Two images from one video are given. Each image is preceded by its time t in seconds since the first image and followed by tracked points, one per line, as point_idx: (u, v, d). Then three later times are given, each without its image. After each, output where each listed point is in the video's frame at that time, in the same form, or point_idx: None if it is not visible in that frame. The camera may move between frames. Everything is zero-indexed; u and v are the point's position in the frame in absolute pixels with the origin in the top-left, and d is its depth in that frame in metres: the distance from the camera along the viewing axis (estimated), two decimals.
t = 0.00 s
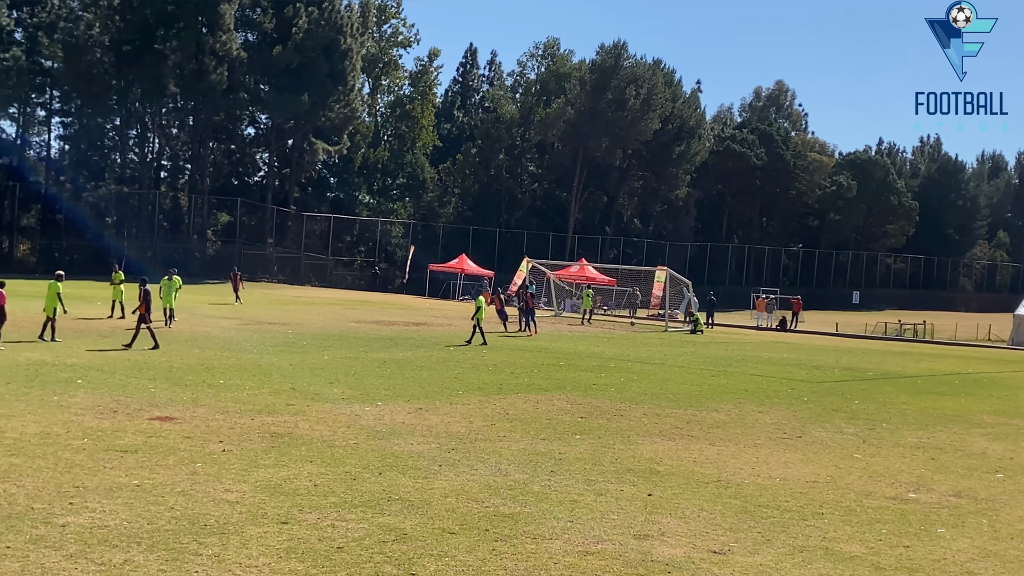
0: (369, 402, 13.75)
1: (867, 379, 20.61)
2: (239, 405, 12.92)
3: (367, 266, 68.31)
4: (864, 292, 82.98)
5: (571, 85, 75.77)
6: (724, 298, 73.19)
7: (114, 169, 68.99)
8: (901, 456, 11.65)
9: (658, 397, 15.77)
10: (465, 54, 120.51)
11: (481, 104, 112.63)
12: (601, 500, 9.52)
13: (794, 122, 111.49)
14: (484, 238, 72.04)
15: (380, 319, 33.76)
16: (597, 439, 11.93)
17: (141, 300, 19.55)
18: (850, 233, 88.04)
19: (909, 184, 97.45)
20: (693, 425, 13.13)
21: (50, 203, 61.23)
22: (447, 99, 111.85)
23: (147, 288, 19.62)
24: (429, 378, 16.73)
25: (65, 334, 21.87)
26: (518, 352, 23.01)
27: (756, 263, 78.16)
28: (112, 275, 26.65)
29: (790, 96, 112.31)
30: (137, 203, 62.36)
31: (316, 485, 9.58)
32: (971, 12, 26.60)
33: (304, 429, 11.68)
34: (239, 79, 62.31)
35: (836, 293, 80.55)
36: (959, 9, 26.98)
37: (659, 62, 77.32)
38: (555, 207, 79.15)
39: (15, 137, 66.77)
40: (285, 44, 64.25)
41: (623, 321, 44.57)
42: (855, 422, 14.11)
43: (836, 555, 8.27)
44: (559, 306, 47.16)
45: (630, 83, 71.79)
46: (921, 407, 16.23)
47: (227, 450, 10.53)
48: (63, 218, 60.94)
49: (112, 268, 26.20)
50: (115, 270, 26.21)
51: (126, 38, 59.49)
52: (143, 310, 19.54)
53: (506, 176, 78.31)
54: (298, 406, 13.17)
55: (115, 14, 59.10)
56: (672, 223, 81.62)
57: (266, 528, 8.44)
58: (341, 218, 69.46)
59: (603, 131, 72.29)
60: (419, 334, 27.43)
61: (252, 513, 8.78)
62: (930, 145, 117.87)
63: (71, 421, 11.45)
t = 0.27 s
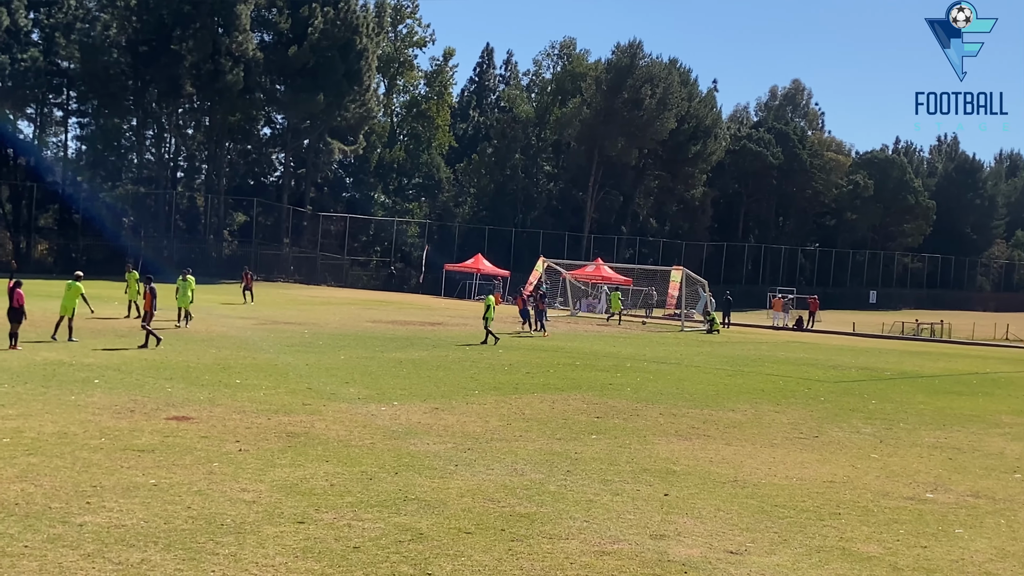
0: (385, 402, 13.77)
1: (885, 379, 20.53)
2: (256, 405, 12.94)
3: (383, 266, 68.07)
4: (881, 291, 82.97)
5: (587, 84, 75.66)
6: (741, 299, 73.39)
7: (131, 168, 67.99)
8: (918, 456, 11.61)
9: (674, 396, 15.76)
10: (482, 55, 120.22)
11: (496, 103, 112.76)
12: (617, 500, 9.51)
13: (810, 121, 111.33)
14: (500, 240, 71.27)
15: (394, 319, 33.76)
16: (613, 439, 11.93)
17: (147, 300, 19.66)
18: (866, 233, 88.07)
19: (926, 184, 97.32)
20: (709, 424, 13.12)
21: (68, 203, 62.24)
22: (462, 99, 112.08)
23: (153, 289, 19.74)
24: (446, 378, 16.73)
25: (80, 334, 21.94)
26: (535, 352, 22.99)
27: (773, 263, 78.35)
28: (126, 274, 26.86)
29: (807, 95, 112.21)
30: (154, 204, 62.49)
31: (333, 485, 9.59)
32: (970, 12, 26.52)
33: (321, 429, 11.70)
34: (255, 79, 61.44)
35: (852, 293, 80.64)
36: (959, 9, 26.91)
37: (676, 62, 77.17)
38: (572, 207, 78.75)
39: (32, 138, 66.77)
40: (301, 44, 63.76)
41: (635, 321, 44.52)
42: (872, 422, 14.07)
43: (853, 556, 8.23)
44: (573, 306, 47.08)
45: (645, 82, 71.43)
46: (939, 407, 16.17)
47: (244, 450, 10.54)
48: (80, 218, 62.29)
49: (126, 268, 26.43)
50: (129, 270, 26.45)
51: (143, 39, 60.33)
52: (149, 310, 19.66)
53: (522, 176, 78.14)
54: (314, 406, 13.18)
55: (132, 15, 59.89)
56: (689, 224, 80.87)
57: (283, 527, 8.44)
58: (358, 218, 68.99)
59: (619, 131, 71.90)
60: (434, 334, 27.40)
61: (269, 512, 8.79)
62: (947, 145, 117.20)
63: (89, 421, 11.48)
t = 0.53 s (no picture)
0: (396, 402, 13.78)
1: (898, 378, 20.46)
2: (267, 405, 12.96)
3: (393, 265, 67.99)
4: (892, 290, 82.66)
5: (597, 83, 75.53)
6: (752, 298, 73.29)
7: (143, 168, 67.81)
8: (929, 455, 11.58)
9: (685, 396, 15.74)
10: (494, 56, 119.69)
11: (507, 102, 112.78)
12: (628, 499, 9.50)
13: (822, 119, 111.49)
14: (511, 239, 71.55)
15: (404, 318, 33.77)
16: (623, 438, 11.93)
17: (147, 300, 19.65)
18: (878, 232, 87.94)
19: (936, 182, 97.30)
20: (720, 424, 13.12)
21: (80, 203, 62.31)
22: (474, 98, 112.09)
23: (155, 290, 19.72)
24: (458, 377, 16.73)
25: (91, 334, 21.99)
26: (546, 352, 22.99)
27: (784, 262, 78.38)
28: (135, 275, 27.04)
29: (818, 93, 112.02)
30: (165, 205, 63.53)
31: (344, 484, 9.59)
32: (970, 12, 26.46)
33: (332, 428, 11.71)
34: (266, 79, 61.72)
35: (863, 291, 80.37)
36: (959, 9, 26.86)
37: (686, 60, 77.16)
38: (582, 206, 78.66)
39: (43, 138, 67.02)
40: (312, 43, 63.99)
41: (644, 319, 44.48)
42: (884, 421, 14.04)
43: (864, 556, 8.21)
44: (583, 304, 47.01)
45: (655, 81, 71.22)
46: (950, 406, 16.12)
47: (255, 450, 10.55)
48: (92, 218, 62.02)
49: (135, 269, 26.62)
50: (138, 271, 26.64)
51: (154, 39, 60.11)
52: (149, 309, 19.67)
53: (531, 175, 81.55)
54: (325, 406, 13.19)
55: (143, 15, 59.84)
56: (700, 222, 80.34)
57: (294, 527, 8.44)
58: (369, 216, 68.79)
59: (629, 130, 71.74)
60: (446, 334, 27.39)
61: (281, 511, 8.79)
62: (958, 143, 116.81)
63: (101, 421, 11.50)
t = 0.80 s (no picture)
0: (403, 401, 13.79)
1: (906, 377, 20.42)
2: (274, 405, 12.96)
3: (400, 265, 67.93)
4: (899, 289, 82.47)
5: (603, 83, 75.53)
6: (758, 297, 73.01)
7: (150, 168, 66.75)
8: (936, 454, 11.57)
9: (692, 395, 15.73)
10: (502, 56, 119.30)
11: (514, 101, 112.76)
12: (635, 498, 9.50)
13: (828, 119, 111.43)
14: (518, 239, 70.90)
15: (410, 318, 33.76)
16: (630, 438, 11.94)
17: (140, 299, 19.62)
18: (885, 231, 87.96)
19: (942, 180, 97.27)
20: (727, 422, 13.12)
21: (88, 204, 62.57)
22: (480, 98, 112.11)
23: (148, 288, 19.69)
24: (465, 377, 16.72)
25: (97, 334, 22.03)
26: (553, 351, 22.97)
27: (790, 262, 78.28)
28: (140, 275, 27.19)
29: (824, 92, 111.97)
30: (172, 204, 63.93)
31: (351, 484, 9.61)
32: (970, 13, 26.45)
33: (339, 428, 11.72)
34: (273, 80, 61.78)
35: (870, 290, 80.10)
36: (959, 9, 26.86)
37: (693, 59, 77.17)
38: (589, 206, 78.36)
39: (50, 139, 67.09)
40: (318, 44, 64.49)
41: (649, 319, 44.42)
42: (891, 420, 14.02)
43: (872, 554, 8.19)
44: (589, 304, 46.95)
45: (662, 80, 71.13)
46: (957, 404, 16.11)
47: (262, 449, 10.56)
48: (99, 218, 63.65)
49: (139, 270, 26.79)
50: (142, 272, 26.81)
51: (160, 39, 60.63)
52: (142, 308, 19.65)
53: (539, 175, 82.32)
54: (332, 405, 13.20)
55: (150, 15, 59.97)
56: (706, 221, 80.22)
57: (301, 526, 8.44)
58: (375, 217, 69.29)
59: (635, 129, 71.67)
60: (453, 333, 27.38)
61: (288, 511, 8.80)
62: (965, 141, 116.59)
63: (108, 421, 11.52)
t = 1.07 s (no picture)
0: (407, 402, 13.79)
1: (911, 377, 20.37)
2: (278, 406, 12.97)
3: (403, 265, 67.90)
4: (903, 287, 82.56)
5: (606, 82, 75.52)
6: (762, 296, 72.83)
7: (153, 169, 65.42)
8: (941, 453, 11.56)
9: (696, 395, 15.73)
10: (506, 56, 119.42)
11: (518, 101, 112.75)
12: (639, 498, 9.50)
13: (832, 118, 111.33)
14: (522, 238, 70.63)
15: (414, 319, 33.77)
16: (634, 438, 11.94)
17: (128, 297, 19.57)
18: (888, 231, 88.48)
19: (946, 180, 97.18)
20: (732, 422, 13.12)
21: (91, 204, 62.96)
22: (483, 99, 112.18)
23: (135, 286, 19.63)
24: (469, 377, 16.72)
25: (101, 335, 22.06)
26: (556, 351, 22.95)
27: (794, 261, 78.18)
28: (142, 276, 27.27)
29: (827, 91, 111.93)
30: (176, 205, 63.39)
31: (355, 484, 9.61)
32: (970, 12, 26.42)
33: (342, 429, 11.73)
34: (276, 80, 61.91)
35: (873, 290, 80.26)
36: (959, 9, 26.82)
37: (697, 59, 77.28)
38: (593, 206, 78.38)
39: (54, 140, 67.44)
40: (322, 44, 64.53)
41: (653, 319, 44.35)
42: (895, 419, 14.01)
43: (876, 554, 8.18)
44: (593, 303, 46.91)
45: (665, 80, 71.04)
46: (961, 404, 16.09)
47: (266, 450, 10.57)
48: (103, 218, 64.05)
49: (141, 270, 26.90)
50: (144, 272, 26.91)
51: (164, 40, 60.47)
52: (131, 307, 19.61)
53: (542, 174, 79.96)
54: (335, 406, 13.21)
55: (153, 16, 60.00)
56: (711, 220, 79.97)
57: (305, 527, 8.44)
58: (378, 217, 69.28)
59: (639, 129, 71.67)
60: (457, 334, 27.38)
61: (292, 512, 8.80)
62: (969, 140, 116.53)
63: (112, 422, 11.53)
